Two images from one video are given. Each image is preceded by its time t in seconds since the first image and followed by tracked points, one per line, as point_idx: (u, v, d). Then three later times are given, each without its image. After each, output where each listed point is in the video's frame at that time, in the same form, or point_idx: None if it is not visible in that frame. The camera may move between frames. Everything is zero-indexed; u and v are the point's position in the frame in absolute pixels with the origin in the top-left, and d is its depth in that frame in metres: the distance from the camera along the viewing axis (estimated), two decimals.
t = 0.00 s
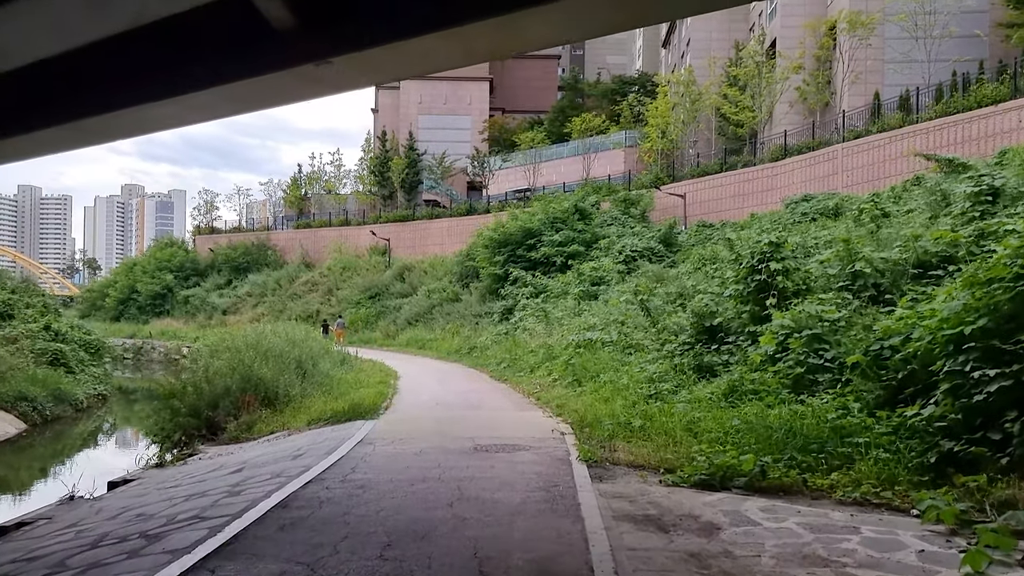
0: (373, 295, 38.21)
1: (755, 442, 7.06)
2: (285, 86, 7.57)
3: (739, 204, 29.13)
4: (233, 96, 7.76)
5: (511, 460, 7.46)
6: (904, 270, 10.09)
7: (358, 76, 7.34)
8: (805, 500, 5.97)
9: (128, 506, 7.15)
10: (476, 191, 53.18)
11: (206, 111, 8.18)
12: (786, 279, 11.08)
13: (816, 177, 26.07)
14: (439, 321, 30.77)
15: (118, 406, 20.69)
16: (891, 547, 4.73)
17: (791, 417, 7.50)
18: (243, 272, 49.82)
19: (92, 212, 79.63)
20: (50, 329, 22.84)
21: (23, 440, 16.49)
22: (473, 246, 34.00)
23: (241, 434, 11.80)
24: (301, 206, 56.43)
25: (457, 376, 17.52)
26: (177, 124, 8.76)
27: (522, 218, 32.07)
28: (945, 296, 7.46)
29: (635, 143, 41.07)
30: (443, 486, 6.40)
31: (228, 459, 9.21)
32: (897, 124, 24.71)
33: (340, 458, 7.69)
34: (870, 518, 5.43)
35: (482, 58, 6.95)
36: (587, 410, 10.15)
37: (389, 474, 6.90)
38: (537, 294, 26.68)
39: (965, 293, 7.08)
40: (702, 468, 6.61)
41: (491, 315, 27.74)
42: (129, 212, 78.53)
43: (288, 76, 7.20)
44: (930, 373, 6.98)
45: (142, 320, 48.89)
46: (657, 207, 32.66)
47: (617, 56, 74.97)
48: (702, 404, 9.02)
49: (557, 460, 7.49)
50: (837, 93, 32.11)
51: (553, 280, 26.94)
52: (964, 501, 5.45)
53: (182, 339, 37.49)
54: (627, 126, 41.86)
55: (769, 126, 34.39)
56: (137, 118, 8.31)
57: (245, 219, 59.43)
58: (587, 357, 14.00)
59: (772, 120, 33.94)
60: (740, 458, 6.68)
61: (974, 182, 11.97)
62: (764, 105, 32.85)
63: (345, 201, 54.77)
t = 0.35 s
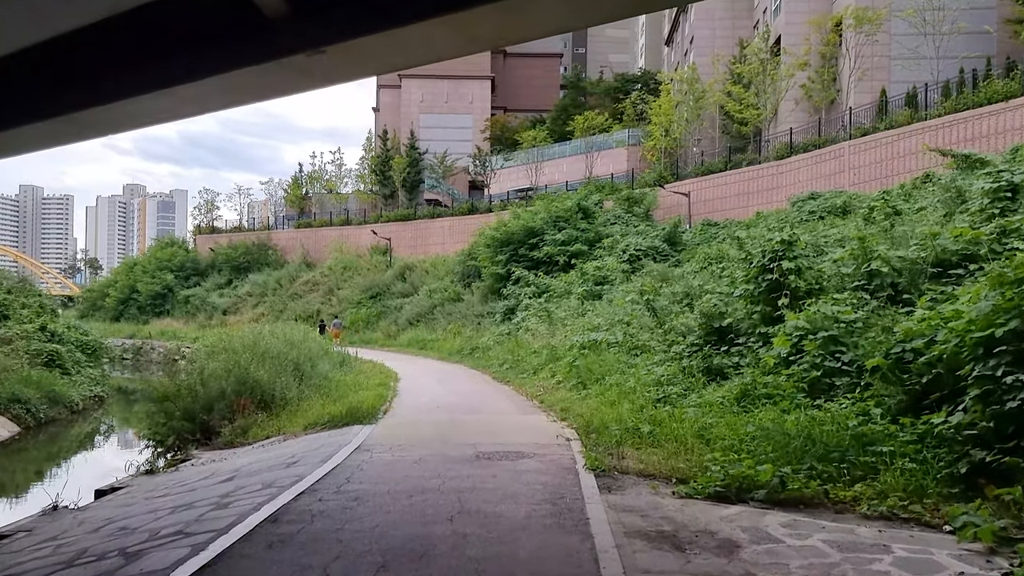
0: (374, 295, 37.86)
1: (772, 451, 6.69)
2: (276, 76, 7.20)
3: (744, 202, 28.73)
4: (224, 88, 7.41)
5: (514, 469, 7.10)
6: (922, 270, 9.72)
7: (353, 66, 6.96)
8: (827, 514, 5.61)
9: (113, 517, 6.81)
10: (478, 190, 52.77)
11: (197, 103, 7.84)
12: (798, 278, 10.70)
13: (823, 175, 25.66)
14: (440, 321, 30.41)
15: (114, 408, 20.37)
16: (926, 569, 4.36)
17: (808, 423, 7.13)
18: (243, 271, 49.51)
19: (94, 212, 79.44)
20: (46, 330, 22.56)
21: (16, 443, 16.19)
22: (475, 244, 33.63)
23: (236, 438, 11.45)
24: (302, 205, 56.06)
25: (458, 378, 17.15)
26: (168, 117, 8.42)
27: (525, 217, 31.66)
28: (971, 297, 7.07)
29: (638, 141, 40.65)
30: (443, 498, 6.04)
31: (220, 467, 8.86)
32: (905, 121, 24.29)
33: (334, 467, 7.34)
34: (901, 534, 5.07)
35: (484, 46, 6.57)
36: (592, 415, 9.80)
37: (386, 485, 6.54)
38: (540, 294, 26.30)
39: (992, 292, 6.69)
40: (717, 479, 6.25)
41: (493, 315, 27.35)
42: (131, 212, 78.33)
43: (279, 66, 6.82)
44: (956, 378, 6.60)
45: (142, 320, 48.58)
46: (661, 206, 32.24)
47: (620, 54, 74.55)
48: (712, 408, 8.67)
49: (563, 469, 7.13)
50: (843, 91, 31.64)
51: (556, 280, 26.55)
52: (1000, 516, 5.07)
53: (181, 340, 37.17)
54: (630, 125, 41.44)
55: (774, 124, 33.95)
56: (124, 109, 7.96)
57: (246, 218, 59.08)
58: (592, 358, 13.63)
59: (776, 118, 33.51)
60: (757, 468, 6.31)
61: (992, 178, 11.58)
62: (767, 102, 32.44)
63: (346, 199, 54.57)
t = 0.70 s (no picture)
0: (375, 292, 37.52)
1: (789, 453, 6.31)
2: (262, 62, 6.72)
3: (750, 198, 28.32)
4: (207, 74, 6.91)
5: (516, 472, 6.72)
6: (941, 263, 9.34)
7: (344, 49, 6.49)
8: (853, 522, 5.21)
9: (92, 523, 6.47)
10: (480, 187, 52.40)
11: (183, 92, 7.41)
12: (811, 272, 10.30)
13: (830, 171, 25.25)
14: (442, 318, 30.06)
15: (111, 406, 20.07)
16: None
17: (827, 423, 6.74)
18: (245, 268, 49.22)
19: (96, 210, 79.32)
20: (42, 327, 22.27)
21: (10, 442, 15.88)
22: (477, 241, 33.26)
23: (230, 438, 11.10)
24: (304, 202, 55.57)
25: (459, 375, 16.80)
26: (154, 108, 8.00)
27: (527, 213, 31.24)
28: (1001, 289, 6.66)
29: (642, 137, 40.21)
30: (441, 503, 5.67)
31: (209, 468, 8.51)
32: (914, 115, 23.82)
33: (326, 469, 6.99)
34: (935, 545, 4.68)
35: (485, 24, 6.13)
36: (598, 414, 9.43)
37: (380, 489, 6.17)
38: (543, 291, 25.92)
39: None
40: (731, 483, 5.87)
41: (495, 313, 26.99)
42: (135, 210, 78.14)
43: (264, 49, 6.33)
44: (988, 375, 6.18)
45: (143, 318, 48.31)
46: (666, 203, 31.84)
47: (623, 51, 74.17)
48: (723, 408, 8.29)
49: (568, 471, 6.74)
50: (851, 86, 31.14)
51: (559, 277, 26.18)
52: None
53: (181, 337, 36.86)
54: (634, 121, 41.00)
55: (779, 120, 33.51)
56: (107, 102, 7.53)
57: (247, 215, 58.77)
58: (596, 356, 13.25)
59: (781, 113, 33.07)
60: (775, 471, 5.92)
61: (1013, 169, 11.16)
62: (774, 97, 32.04)
63: (347, 196, 54.21)
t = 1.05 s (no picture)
0: (378, 291, 37.14)
1: (814, 462, 5.91)
2: (253, 50, 6.30)
3: (756, 196, 27.89)
4: (195, 64, 6.50)
5: (522, 481, 6.33)
6: (966, 260, 8.94)
7: (339, 35, 6.09)
8: (887, 539, 4.82)
9: (72, 535, 6.12)
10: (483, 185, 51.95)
11: (171, 83, 7.02)
12: (828, 270, 9.90)
13: (839, 168, 24.80)
14: (445, 318, 29.68)
15: (107, 407, 19.75)
16: None
17: (851, 430, 6.35)
18: (246, 268, 48.88)
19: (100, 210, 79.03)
20: (38, 328, 21.96)
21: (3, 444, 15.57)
22: (480, 240, 32.86)
23: (224, 442, 10.74)
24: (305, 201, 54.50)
25: (462, 376, 16.43)
26: (143, 99, 7.59)
27: (531, 212, 30.82)
28: None
29: (646, 136, 39.77)
30: (441, 517, 5.29)
31: (200, 475, 8.15)
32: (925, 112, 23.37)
33: (320, 478, 6.61)
34: (980, 566, 4.30)
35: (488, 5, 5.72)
36: (606, 419, 9.04)
37: (377, 501, 5.78)
38: (546, 291, 25.53)
39: None
40: (753, 495, 5.49)
41: (498, 313, 26.61)
42: (138, 210, 77.91)
43: (254, 37, 5.91)
44: None
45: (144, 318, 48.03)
46: (671, 201, 31.42)
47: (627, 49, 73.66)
48: (739, 413, 7.89)
49: (576, 481, 6.35)
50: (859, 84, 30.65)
51: (564, 276, 25.79)
52: None
53: (181, 337, 36.53)
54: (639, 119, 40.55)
55: (786, 117, 33.03)
56: (93, 95, 7.14)
57: (249, 214, 58.44)
58: (603, 357, 12.86)
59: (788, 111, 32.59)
60: (799, 482, 5.53)
61: None
62: (781, 95, 31.55)
63: (350, 195, 53.84)
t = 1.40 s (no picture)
0: (379, 292, 36.81)
1: (842, 474, 5.54)
2: (247, 43, 6.01)
3: (762, 195, 27.48)
4: (188, 56, 6.22)
5: (531, 494, 5.98)
6: (992, 260, 8.57)
7: (338, 24, 5.79)
8: (927, 565, 4.45)
9: (52, 551, 5.79)
10: (487, 184, 51.12)
11: (166, 75, 6.73)
12: (846, 271, 9.52)
13: (847, 167, 24.42)
14: (447, 319, 29.35)
15: (104, 408, 19.46)
16: None
17: (880, 441, 5.97)
18: (248, 268, 48.57)
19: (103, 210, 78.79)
20: (34, 328, 21.67)
21: None
22: (483, 240, 32.53)
23: (219, 448, 10.41)
24: (308, 201, 54.18)
25: (465, 378, 16.08)
26: (136, 90, 7.31)
27: (534, 211, 30.43)
28: None
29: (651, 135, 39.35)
30: (443, 535, 4.94)
31: (190, 485, 7.78)
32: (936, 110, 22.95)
33: (316, 489, 6.27)
34: None
35: None
36: (615, 425, 8.69)
37: (377, 516, 5.43)
38: (550, 291, 25.19)
39: None
40: (779, 511, 5.12)
41: (501, 313, 26.27)
42: (141, 209, 77.65)
43: (246, 28, 5.61)
44: None
45: (145, 318, 47.79)
46: (677, 200, 31.04)
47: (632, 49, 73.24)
48: (754, 421, 7.52)
49: (587, 494, 6.00)
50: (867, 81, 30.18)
51: (567, 276, 25.45)
52: None
53: (182, 337, 36.25)
54: (644, 117, 40.14)
55: (792, 115, 32.61)
56: (83, 87, 6.85)
57: (251, 213, 58.15)
58: (610, 359, 12.51)
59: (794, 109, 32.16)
60: (827, 499, 5.15)
61: None
62: (788, 93, 31.10)
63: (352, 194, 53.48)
